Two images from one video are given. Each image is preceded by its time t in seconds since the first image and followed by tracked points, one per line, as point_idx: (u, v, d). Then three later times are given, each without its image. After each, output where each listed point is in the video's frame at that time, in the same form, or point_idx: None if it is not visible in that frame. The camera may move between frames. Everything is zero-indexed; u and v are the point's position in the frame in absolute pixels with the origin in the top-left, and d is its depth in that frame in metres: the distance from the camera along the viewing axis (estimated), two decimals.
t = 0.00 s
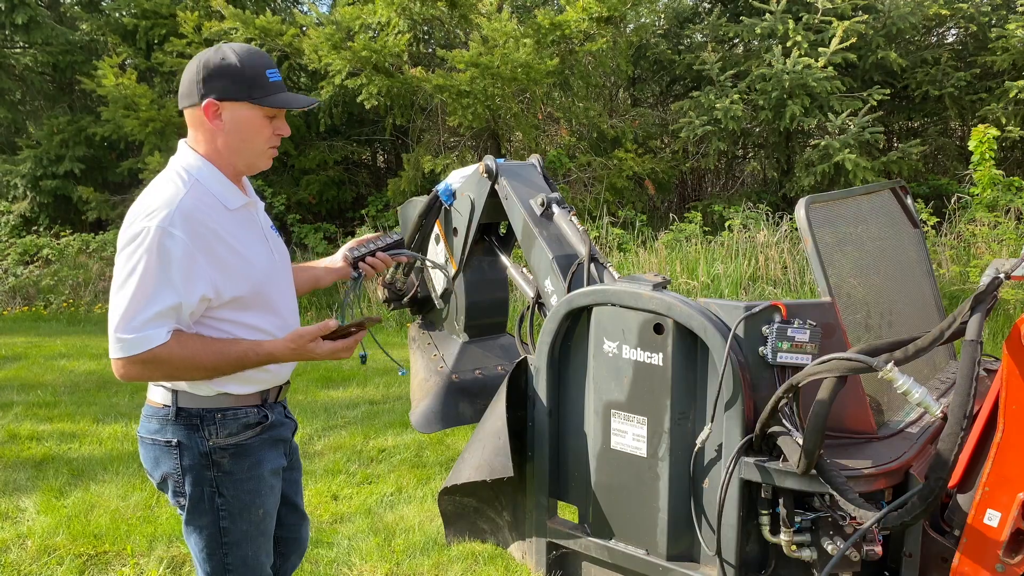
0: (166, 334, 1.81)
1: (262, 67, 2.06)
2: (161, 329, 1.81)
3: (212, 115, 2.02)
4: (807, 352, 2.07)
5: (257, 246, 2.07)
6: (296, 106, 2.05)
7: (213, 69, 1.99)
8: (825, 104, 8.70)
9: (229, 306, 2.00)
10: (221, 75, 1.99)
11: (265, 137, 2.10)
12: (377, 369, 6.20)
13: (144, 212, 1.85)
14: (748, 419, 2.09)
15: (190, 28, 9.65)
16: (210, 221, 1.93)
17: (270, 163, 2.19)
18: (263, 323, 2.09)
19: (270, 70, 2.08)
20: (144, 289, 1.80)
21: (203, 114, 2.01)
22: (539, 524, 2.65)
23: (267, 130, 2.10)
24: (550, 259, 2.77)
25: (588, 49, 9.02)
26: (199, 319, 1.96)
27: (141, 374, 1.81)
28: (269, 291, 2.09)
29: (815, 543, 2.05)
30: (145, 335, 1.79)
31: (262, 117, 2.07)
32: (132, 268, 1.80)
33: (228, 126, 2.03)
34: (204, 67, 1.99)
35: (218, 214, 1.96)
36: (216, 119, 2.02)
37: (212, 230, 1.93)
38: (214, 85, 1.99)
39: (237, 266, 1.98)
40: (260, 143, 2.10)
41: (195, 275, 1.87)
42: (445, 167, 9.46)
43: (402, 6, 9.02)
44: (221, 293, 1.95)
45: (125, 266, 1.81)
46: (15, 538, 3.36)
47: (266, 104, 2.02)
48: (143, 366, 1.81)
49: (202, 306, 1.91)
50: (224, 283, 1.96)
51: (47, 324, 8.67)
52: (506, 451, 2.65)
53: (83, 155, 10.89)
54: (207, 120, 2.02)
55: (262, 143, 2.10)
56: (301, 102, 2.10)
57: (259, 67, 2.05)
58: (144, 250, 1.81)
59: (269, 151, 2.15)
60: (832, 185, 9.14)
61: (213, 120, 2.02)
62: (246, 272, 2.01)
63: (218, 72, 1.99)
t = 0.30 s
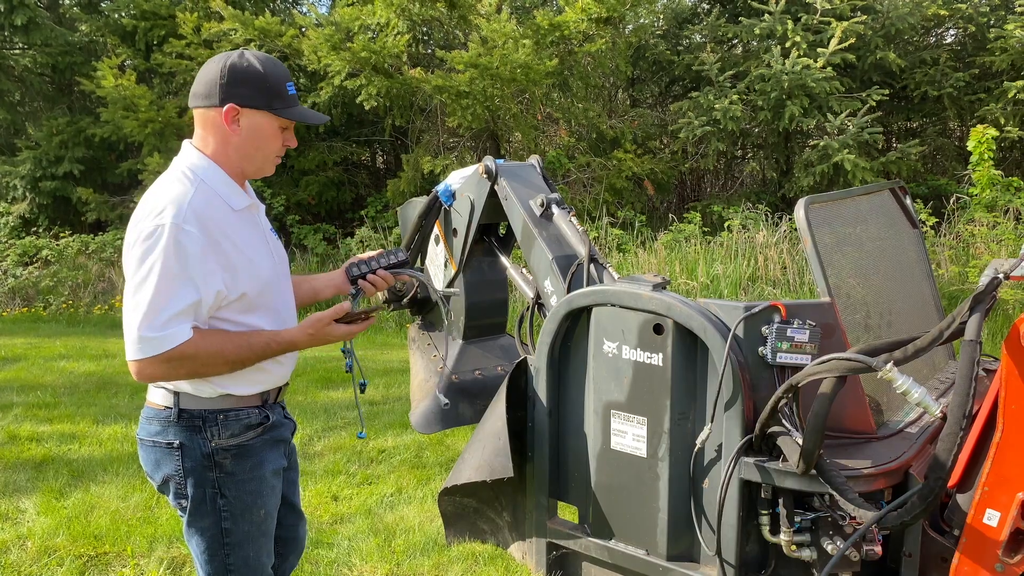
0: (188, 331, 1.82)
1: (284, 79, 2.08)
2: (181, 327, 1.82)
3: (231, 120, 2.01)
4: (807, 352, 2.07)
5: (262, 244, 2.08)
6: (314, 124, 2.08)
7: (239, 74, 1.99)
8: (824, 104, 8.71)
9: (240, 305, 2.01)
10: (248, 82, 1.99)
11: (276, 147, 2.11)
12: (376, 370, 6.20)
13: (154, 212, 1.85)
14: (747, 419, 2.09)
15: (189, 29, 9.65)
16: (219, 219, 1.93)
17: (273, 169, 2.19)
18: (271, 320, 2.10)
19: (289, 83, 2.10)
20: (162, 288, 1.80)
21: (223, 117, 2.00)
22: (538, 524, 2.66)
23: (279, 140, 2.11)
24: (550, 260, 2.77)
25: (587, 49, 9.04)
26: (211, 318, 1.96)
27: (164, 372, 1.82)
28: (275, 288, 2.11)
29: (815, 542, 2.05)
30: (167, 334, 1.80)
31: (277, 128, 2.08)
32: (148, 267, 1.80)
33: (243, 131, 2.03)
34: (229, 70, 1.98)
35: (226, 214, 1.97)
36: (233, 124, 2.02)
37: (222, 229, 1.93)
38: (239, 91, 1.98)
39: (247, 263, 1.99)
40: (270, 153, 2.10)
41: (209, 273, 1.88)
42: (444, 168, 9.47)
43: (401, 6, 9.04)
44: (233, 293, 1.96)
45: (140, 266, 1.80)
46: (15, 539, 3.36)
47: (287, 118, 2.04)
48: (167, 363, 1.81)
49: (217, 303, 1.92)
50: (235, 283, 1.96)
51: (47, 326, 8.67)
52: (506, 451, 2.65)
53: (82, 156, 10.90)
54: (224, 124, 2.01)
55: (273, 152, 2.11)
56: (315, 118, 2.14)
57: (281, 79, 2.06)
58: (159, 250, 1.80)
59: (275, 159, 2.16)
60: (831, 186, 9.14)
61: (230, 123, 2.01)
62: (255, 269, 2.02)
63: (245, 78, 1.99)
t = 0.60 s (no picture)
0: (181, 338, 1.82)
1: (276, 78, 2.06)
2: (175, 333, 1.82)
3: (220, 119, 2.01)
4: (805, 353, 2.07)
5: (259, 246, 2.08)
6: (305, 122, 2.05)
7: (227, 74, 1.98)
8: (820, 105, 8.73)
9: (236, 309, 2.01)
10: (236, 82, 1.98)
11: (269, 147, 2.10)
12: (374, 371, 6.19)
13: (146, 220, 1.84)
14: (745, 419, 2.10)
15: (186, 31, 9.65)
16: (212, 224, 1.93)
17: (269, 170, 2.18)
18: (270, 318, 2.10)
19: (282, 82, 2.08)
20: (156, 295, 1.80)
21: (211, 118, 2.00)
22: (537, 525, 2.66)
23: (272, 139, 2.10)
24: (548, 261, 2.78)
25: (584, 50, 9.06)
26: (207, 323, 1.96)
27: (159, 380, 1.82)
28: (274, 287, 2.11)
29: (813, 543, 2.06)
30: (160, 342, 1.80)
31: (268, 127, 2.06)
32: (140, 276, 1.80)
33: (233, 131, 2.03)
34: (217, 72, 1.98)
35: (220, 219, 1.96)
36: (222, 123, 2.01)
37: (215, 234, 1.93)
38: (227, 90, 1.98)
39: (243, 265, 2.00)
40: (263, 153, 2.09)
41: (203, 279, 1.89)
42: (441, 169, 9.47)
43: (399, 7, 9.05)
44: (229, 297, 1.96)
45: (132, 275, 1.80)
46: (13, 541, 3.35)
47: (276, 116, 2.03)
48: (162, 371, 1.82)
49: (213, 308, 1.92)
50: (231, 287, 1.96)
51: (43, 327, 8.64)
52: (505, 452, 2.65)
53: (79, 158, 10.88)
54: (213, 124, 2.01)
55: (266, 152, 2.10)
56: (310, 117, 2.11)
57: (271, 78, 2.04)
58: (151, 258, 1.80)
59: (270, 159, 2.14)
60: (827, 186, 9.15)
61: (220, 124, 2.01)
62: (251, 271, 2.02)
63: (233, 78, 1.98)
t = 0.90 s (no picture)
0: (180, 344, 1.82)
1: (271, 75, 2.05)
2: (176, 339, 1.82)
3: (217, 122, 2.01)
4: (800, 353, 2.09)
5: (266, 247, 2.06)
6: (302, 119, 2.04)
7: (221, 76, 1.97)
8: (814, 107, 8.76)
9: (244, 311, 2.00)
10: (230, 84, 1.97)
11: (269, 145, 2.09)
12: (369, 373, 6.18)
13: (152, 226, 1.85)
14: (741, 420, 2.10)
15: (180, 32, 9.63)
16: (218, 227, 1.92)
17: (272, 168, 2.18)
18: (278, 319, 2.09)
19: (278, 79, 2.07)
20: (156, 302, 1.80)
21: (208, 122, 2.00)
22: (533, 526, 2.66)
23: (273, 137, 2.09)
24: (544, 262, 2.78)
25: (578, 52, 9.08)
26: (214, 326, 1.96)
27: (160, 385, 1.82)
28: (282, 288, 2.09)
29: (808, 543, 2.06)
30: (159, 347, 1.80)
31: (267, 125, 2.06)
32: (142, 281, 1.80)
33: (232, 132, 2.02)
34: (210, 75, 1.97)
35: (226, 221, 1.95)
36: (220, 126, 2.01)
37: (220, 237, 1.92)
38: (222, 91, 1.97)
39: (248, 268, 1.98)
40: (264, 152, 2.09)
41: (206, 284, 1.88)
42: (436, 170, 9.46)
43: (393, 9, 9.06)
44: (235, 301, 1.96)
45: (135, 280, 1.81)
46: (7, 545, 3.34)
47: (273, 114, 2.02)
48: (162, 376, 1.82)
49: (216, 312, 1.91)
50: (237, 290, 1.96)
51: (37, 330, 8.61)
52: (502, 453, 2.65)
53: (73, 160, 10.84)
54: (210, 127, 2.01)
55: (267, 151, 2.09)
56: (309, 112, 2.09)
57: (267, 76, 2.03)
58: (154, 264, 1.81)
59: (272, 158, 2.14)
60: (821, 188, 9.16)
61: (218, 127, 2.01)
62: (257, 273, 2.00)
63: (227, 81, 1.97)
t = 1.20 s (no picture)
0: (216, 337, 1.80)
1: (305, 80, 2.02)
2: (212, 333, 1.80)
3: (252, 127, 1.99)
4: (790, 353, 2.09)
5: (298, 248, 2.06)
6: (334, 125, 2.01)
7: (257, 80, 1.95)
8: (804, 109, 8.81)
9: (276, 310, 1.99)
10: (265, 89, 1.95)
11: (303, 150, 2.07)
12: (360, 375, 6.17)
13: (191, 221, 1.83)
14: (731, 420, 2.11)
15: (170, 34, 9.59)
16: (254, 226, 1.92)
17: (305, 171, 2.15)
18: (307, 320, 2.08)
19: (311, 84, 2.04)
20: (194, 294, 1.78)
21: (243, 125, 1.98)
22: (525, 527, 2.66)
23: (306, 142, 2.07)
24: (535, 263, 2.78)
25: (570, 54, 9.11)
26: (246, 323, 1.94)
27: (193, 376, 1.79)
28: (310, 290, 2.09)
29: (799, 543, 2.07)
30: (195, 339, 1.77)
31: (300, 130, 2.03)
32: (181, 274, 1.78)
33: (267, 137, 2.01)
34: (246, 78, 1.95)
35: (262, 221, 1.95)
36: (254, 131, 1.99)
37: (256, 236, 1.91)
38: (257, 96, 1.95)
39: (280, 267, 1.97)
40: (297, 156, 2.07)
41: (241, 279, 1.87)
42: (427, 172, 9.46)
43: (384, 11, 9.05)
44: (268, 298, 1.95)
45: (174, 273, 1.79)
46: None
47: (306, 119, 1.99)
48: (196, 368, 1.79)
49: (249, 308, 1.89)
50: (270, 288, 1.95)
51: (25, 332, 8.55)
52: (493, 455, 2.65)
53: (62, 161, 10.79)
54: (245, 132, 2.00)
55: (300, 155, 2.07)
56: (341, 118, 2.06)
57: (300, 81, 2.01)
58: (193, 258, 1.79)
59: (306, 162, 2.12)
60: (811, 189, 9.19)
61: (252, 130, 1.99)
62: (288, 273, 2.00)
63: (262, 84, 1.95)
